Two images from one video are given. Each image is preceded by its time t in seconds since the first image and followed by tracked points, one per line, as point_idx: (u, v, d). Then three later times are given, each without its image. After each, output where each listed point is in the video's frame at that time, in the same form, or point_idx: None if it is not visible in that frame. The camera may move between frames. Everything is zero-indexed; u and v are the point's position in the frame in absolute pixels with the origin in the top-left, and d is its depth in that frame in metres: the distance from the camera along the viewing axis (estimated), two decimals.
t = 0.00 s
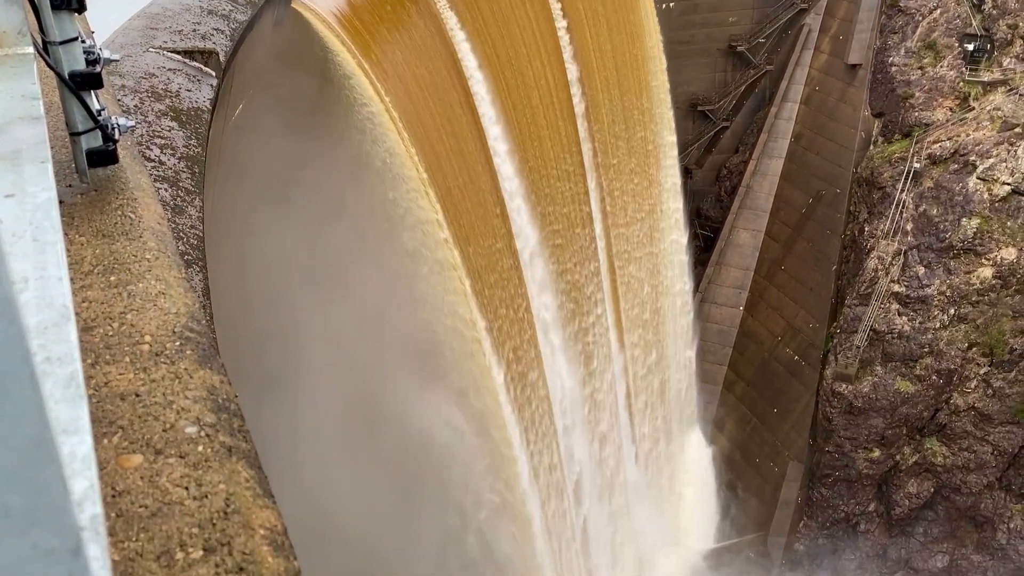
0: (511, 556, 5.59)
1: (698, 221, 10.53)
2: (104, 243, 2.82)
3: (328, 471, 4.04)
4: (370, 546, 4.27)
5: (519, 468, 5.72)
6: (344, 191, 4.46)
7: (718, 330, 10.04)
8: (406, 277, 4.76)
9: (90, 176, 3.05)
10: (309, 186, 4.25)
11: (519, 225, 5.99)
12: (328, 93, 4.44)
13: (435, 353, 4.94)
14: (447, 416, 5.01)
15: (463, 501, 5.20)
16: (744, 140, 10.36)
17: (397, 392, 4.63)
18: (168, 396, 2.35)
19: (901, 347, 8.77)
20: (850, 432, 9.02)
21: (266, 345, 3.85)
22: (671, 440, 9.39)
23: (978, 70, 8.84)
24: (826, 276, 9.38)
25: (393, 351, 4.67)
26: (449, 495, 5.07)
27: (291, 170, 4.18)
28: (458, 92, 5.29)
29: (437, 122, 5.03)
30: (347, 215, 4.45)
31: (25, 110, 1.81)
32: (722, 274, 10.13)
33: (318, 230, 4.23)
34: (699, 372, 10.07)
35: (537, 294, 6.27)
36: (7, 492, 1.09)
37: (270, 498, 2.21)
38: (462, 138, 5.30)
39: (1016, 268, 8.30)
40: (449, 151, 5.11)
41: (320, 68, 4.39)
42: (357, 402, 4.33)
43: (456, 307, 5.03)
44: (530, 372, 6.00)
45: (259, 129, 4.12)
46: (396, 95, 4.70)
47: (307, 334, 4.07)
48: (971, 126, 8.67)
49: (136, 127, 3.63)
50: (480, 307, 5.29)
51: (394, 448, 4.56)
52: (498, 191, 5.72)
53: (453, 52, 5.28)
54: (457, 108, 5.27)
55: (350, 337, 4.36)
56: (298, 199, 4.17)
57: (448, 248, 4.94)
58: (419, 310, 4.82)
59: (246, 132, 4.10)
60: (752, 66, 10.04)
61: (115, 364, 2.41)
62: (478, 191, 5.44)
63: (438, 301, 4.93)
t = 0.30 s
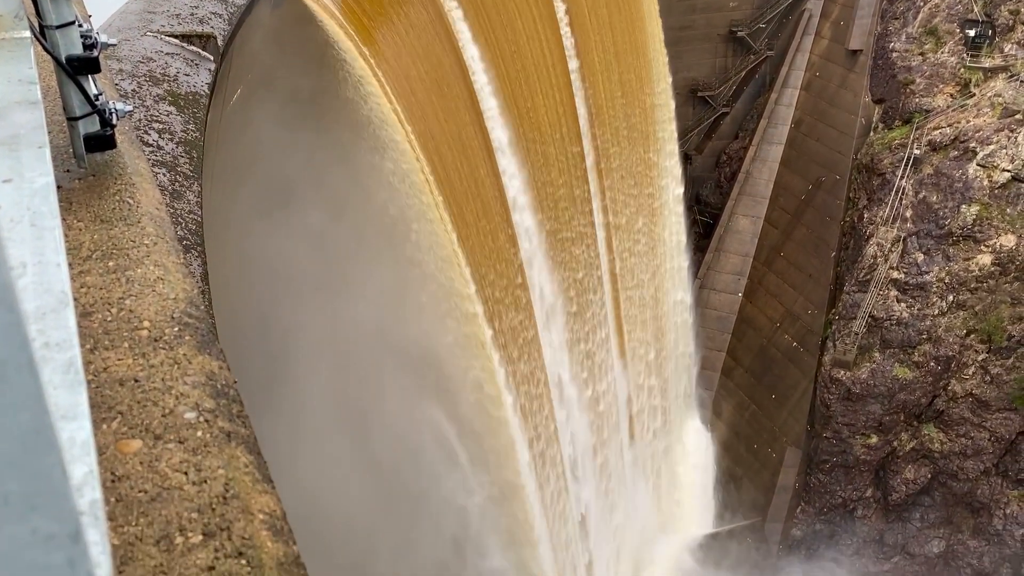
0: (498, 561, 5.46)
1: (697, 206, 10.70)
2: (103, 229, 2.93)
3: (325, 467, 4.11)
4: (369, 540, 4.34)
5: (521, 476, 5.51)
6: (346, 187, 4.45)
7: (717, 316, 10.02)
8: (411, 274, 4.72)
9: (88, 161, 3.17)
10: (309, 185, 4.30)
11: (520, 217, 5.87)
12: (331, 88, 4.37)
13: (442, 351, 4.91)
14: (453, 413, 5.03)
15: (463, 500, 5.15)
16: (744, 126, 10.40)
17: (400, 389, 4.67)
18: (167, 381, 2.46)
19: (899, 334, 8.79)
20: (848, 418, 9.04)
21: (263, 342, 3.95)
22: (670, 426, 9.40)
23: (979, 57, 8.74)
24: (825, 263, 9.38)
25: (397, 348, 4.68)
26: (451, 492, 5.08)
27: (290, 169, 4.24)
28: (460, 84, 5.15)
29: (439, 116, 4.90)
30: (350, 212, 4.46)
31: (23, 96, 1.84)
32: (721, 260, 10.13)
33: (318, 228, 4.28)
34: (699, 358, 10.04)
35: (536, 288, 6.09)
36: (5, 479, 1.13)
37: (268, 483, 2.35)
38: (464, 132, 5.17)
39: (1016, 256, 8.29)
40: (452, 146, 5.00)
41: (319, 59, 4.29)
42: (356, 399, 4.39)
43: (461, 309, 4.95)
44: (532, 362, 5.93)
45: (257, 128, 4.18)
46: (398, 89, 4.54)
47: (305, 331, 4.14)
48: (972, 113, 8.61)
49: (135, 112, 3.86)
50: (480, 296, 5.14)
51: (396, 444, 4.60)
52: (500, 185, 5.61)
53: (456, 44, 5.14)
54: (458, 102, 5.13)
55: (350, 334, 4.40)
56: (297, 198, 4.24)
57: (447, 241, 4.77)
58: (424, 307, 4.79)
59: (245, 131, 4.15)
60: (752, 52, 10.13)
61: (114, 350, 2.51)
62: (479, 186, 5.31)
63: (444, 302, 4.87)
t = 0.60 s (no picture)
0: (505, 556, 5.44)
1: (696, 191, 10.67)
2: (102, 215, 2.95)
3: (319, 459, 4.34)
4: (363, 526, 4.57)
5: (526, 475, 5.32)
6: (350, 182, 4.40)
7: (716, 301, 10.12)
8: (418, 271, 4.61)
9: (86, 146, 3.21)
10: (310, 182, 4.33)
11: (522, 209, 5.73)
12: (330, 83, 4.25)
13: (451, 348, 4.78)
14: (463, 410, 4.94)
15: (471, 496, 5.14)
16: (743, 111, 10.38)
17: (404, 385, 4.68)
18: (167, 366, 2.48)
19: (897, 319, 8.80)
20: (846, 404, 9.06)
21: (258, 340, 4.16)
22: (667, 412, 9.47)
23: (981, 42, 8.69)
24: (825, 249, 9.32)
25: (404, 345, 4.66)
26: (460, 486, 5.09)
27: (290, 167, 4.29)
28: (461, 74, 4.96)
29: (442, 107, 4.71)
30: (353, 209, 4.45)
31: (21, 80, 1.94)
32: (720, 246, 10.15)
33: (319, 227, 4.34)
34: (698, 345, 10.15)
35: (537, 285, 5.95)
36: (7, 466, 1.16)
37: (268, 468, 2.37)
38: (466, 123, 5.00)
39: (1015, 242, 8.29)
40: (455, 138, 4.83)
41: (317, 50, 4.19)
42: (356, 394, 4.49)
43: (466, 311, 4.70)
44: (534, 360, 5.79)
45: (261, 126, 4.23)
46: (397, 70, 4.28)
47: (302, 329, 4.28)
48: (972, 99, 8.57)
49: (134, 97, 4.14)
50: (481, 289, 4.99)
51: (397, 438, 4.70)
52: (501, 178, 5.48)
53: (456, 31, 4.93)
54: (456, 81, 4.89)
55: (352, 330, 4.46)
56: (297, 197, 4.30)
57: (450, 238, 4.49)
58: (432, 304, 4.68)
59: (248, 130, 4.22)
60: (753, 37, 10.12)
61: (113, 334, 2.53)
62: (479, 170, 5.12)
63: (449, 304, 4.69)
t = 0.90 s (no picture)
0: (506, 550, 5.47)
1: (695, 177, 10.74)
2: (99, 200, 2.94)
3: (321, 457, 4.28)
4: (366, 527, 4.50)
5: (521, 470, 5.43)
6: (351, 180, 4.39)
7: (714, 287, 10.24)
8: (417, 270, 4.64)
9: (82, 131, 3.21)
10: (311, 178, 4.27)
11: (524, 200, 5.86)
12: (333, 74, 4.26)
13: (452, 340, 4.82)
14: (464, 405, 4.95)
15: (473, 491, 5.13)
16: (742, 96, 10.36)
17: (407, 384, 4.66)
18: (165, 352, 2.48)
19: (896, 305, 8.76)
20: (843, 389, 9.05)
21: (259, 336, 4.09)
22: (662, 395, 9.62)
23: (981, 26, 8.57)
24: (824, 234, 9.35)
25: (407, 340, 4.63)
26: (461, 485, 5.07)
27: (292, 163, 4.21)
28: (460, 62, 5.03)
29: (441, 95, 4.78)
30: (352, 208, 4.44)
31: (16, 64, 2.01)
32: (719, 232, 10.23)
33: (321, 220, 4.29)
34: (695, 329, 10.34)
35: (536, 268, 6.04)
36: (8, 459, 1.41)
37: (268, 454, 2.37)
38: (465, 111, 5.06)
39: (1013, 228, 8.24)
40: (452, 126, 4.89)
41: (317, 43, 4.22)
42: (360, 393, 4.45)
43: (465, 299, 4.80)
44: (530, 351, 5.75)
45: (262, 118, 4.18)
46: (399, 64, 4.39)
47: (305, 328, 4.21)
48: (972, 84, 8.53)
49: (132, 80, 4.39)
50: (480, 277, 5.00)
51: (399, 438, 4.65)
52: (501, 166, 5.56)
53: (456, 21, 5.02)
54: (457, 74, 4.96)
55: (354, 326, 4.43)
56: (299, 190, 4.24)
57: (450, 228, 4.63)
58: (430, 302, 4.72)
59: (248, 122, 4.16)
60: (752, 21, 10.15)
61: (112, 320, 2.53)
62: (478, 161, 5.20)
63: (450, 293, 4.76)
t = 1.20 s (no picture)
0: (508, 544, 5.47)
1: (693, 163, 10.76)
2: (96, 184, 2.93)
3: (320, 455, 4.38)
4: (365, 518, 4.62)
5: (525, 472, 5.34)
6: (352, 180, 4.37)
7: (712, 274, 10.26)
8: (419, 268, 4.61)
9: (79, 115, 3.19)
10: (310, 176, 4.27)
11: (524, 193, 5.74)
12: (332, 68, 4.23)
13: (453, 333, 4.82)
14: (463, 398, 4.96)
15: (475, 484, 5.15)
16: (741, 82, 10.43)
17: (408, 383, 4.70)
18: (163, 335, 2.48)
19: (893, 292, 8.78)
20: (839, 375, 9.07)
21: (259, 329, 4.19)
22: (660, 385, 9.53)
23: (980, 12, 8.48)
24: (821, 221, 9.34)
25: (405, 332, 4.69)
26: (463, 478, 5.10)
27: (291, 162, 4.23)
28: (460, 54, 4.89)
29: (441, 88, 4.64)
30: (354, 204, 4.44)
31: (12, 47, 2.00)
32: (716, 219, 10.22)
33: (321, 215, 4.31)
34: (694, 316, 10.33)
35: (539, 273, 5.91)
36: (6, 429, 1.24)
37: (267, 437, 2.37)
38: (464, 104, 4.93)
39: (1010, 216, 8.25)
40: (453, 120, 4.76)
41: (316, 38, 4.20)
42: (360, 387, 4.52)
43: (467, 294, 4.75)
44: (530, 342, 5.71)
45: (261, 113, 4.20)
46: (402, 59, 4.29)
47: (300, 325, 4.30)
48: (971, 70, 8.48)
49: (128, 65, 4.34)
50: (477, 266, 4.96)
51: (397, 433, 4.71)
52: (500, 160, 5.44)
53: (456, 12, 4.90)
54: (458, 68, 4.85)
55: (354, 318, 4.47)
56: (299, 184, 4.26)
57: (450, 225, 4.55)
58: (431, 300, 4.71)
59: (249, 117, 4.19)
60: (752, 6, 10.12)
61: (110, 304, 2.53)
62: (479, 156, 5.12)
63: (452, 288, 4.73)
